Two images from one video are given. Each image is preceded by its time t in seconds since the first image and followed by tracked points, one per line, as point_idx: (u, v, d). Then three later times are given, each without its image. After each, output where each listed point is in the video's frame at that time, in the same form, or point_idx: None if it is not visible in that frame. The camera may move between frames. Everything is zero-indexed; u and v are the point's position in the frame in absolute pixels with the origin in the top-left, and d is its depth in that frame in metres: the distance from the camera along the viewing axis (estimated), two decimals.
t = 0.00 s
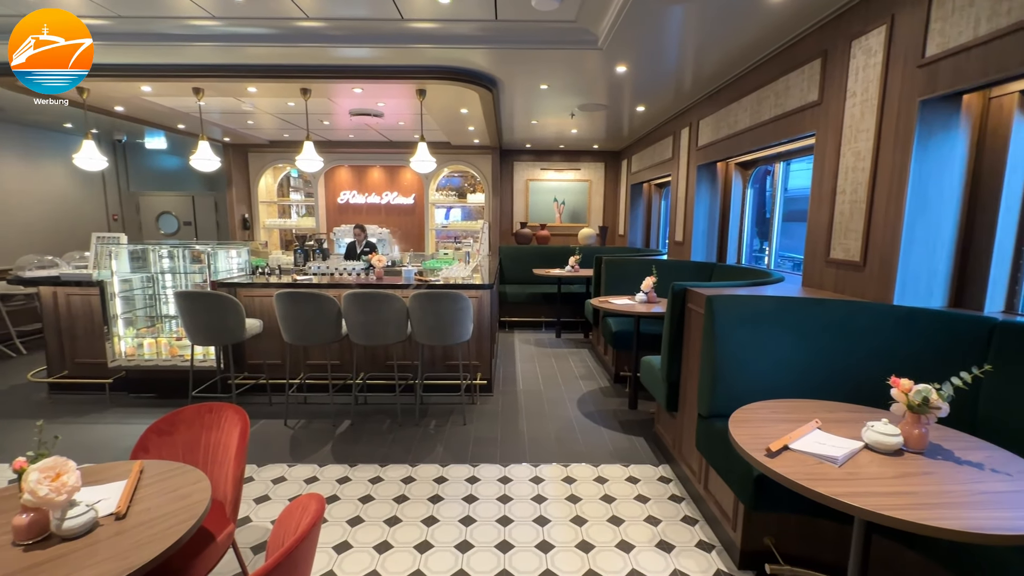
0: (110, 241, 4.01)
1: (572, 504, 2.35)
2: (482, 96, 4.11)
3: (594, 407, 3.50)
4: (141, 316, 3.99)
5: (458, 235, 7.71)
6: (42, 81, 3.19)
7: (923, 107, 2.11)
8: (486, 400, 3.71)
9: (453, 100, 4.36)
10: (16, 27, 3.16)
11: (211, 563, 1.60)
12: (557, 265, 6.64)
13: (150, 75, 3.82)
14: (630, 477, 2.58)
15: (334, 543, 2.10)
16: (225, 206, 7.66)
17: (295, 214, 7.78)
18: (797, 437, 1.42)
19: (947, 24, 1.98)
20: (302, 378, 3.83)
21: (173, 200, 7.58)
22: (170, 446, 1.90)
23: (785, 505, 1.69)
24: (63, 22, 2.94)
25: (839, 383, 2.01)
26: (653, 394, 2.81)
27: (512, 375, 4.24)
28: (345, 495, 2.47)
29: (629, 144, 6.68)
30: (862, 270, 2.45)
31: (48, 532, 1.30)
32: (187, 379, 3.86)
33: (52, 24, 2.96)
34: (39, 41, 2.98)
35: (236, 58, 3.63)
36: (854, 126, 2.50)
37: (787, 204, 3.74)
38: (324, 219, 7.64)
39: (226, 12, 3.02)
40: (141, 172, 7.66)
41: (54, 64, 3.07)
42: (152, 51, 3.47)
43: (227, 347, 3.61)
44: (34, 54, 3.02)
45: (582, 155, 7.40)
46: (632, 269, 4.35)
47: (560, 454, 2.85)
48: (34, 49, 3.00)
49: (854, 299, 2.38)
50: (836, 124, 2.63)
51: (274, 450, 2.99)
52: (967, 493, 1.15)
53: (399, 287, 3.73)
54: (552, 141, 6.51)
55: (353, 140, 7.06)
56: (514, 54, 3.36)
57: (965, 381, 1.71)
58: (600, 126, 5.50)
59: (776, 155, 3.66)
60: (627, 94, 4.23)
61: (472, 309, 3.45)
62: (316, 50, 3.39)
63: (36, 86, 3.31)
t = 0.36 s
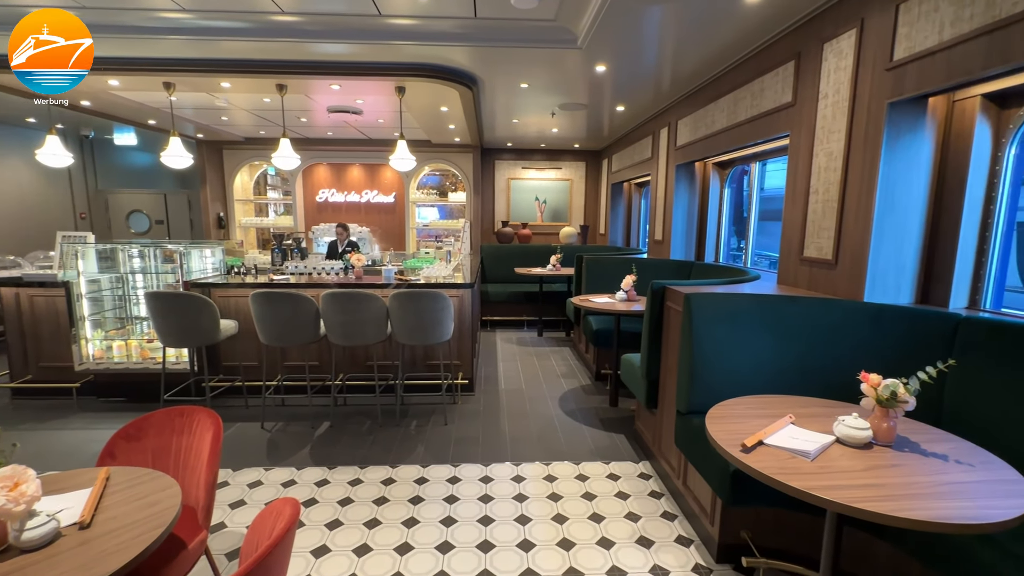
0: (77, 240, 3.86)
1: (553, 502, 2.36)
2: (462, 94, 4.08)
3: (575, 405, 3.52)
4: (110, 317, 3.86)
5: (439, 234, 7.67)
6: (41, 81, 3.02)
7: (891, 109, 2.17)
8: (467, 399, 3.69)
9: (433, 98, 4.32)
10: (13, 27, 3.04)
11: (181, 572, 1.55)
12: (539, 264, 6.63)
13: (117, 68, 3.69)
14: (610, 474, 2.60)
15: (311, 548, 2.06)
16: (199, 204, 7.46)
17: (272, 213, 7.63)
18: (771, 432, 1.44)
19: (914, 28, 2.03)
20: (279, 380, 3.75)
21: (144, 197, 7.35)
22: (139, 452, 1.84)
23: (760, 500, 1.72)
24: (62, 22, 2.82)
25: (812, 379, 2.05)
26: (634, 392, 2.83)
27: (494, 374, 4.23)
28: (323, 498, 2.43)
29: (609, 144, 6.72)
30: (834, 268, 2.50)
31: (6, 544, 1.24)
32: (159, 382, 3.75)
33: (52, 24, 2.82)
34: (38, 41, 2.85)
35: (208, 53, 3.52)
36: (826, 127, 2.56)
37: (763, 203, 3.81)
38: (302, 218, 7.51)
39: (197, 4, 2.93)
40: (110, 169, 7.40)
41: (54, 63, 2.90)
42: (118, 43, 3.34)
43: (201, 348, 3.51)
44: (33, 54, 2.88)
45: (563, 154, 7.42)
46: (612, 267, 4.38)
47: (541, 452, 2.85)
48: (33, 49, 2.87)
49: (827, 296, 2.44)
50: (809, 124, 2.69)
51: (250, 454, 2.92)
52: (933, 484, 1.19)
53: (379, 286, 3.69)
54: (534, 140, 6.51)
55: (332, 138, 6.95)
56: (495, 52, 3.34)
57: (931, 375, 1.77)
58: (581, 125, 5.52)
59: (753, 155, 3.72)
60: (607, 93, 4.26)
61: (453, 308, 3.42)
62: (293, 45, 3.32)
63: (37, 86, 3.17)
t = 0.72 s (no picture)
0: (42, 239, 3.71)
1: (535, 501, 2.35)
2: (443, 92, 4.04)
3: (557, 404, 3.52)
4: (78, 320, 3.72)
5: (421, 233, 7.62)
6: (42, 82, 2.85)
7: (862, 111, 2.23)
8: (449, 399, 3.67)
9: (414, 95, 4.28)
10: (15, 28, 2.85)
11: None
12: (522, 263, 6.63)
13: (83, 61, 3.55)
14: (592, 472, 2.61)
15: (289, 553, 2.02)
16: (172, 202, 7.26)
17: (249, 211, 7.48)
18: (747, 428, 1.46)
19: (884, 32, 2.09)
20: (256, 382, 3.67)
21: (115, 195, 7.12)
22: (106, 458, 1.77)
23: (738, 495, 1.74)
24: (64, 22, 2.70)
25: (787, 375, 2.10)
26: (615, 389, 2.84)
27: (476, 374, 4.21)
28: (301, 502, 2.38)
29: (591, 143, 6.75)
30: (808, 266, 2.56)
31: None
32: (130, 386, 3.63)
33: (53, 24, 2.70)
34: (40, 41, 2.72)
35: (179, 47, 3.42)
36: (800, 128, 2.61)
37: (741, 203, 3.87)
38: (281, 217, 7.39)
39: None
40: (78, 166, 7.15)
41: (54, 63, 2.76)
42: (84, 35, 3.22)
43: (174, 351, 3.41)
44: (34, 55, 2.75)
45: (545, 153, 7.43)
46: (594, 266, 4.41)
47: (523, 451, 2.85)
48: (34, 49, 2.73)
49: (802, 294, 2.49)
50: (783, 125, 2.74)
51: (226, 458, 2.85)
52: (903, 477, 1.22)
53: (359, 286, 3.64)
54: (516, 138, 6.50)
55: (310, 135, 6.83)
56: (475, 50, 3.32)
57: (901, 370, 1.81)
58: (562, 124, 5.54)
59: (730, 155, 3.77)
60: (588, 93, 4.28)
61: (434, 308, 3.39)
62: (269, 40, 3.24)
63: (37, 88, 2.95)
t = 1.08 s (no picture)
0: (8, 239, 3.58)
1: (518, 501, 2.35)
2: (424, 91, 4.02)
3: (541, 403, 3.53)
4: (46, 323, 3.59)
5: (403, 233, 7.56)
6: (41, 81, 2.99)
7: (835, 113, 2.28)
8: (432, 400, 3.65)
9: (395, 94, 4.24)
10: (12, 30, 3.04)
11: None
12: (505, 262, 6.63)
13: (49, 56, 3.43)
14: (574, 470, 2.62)
15: (268, 558, 1.98)
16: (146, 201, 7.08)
17: (227, 211, 7.34)
18: (725, 425, 1.48)
19: (855, 36, 2.14)
20: (233, 385, 3.60)
21: (85, 194, 6.90)
22: (74, 465, 1.71)
23: (717, 491, 1.77)
24: (64, 22, 2.83)
25: (764, 371, 2.13)
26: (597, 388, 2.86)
27: (459, 374, 4.20)
28: (281, 506, 2.34)
29: (574, 143, 6.78)
30: (785, 264, 2.61)
31: None
32: (101, 391, 3.52)
33: (53, 24, 2.82)
34: (40, 41, 2.85)
35: (152, 42, 3.33)
36: (776, 129, 2.66)
37: (721, 202, 3.93)
38: (260, 216, 7.24)
39: None
40: (46, 163, 6.91)
41: (54, 62, 2.89)
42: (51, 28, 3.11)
43: (148, 354, 3.32)
44: (34, 54, 2.89)
45: (528, 153, 7.44)
46: (576, 265, 4.43)
47: (506, 451, 2.85)
48: (34, 49, 2.87)
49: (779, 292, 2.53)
50: (760, 126, 2.79)
51: (202, 463, 2.79)
52: (874, 469, 1.25)
53: (339, 286, 3.59)
54: (498, 138, 6.50)
55: (290, 133, 6.72)
56: (457, 48, 3.31)
57: (873, 365, 1.86)
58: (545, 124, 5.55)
59: (710, 155, 3.83)
60: (570, 93, 4.29)
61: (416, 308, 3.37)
62: (245, 36, 3.18)
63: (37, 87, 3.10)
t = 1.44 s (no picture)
0: None
1: (502, 500, 2.36)
2: (406, 89, 3.99)
3: (524, 402, 3.53)
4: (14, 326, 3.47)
5: (386, 233, 7.50)
6: (42, 83, 2.87)
7: (810, 115, 2.33)
8: (415, 400, 3.63)
9: (376, 92, 4.20)
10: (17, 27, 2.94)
11: None
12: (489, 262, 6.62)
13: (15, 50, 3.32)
14: (558, 468, 2.63)
15: (247, 563, 1.95)
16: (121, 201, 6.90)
17: (206, 210, 7.22)
18: (702, 421, 1.51)
19: (828, 39, 2.19)
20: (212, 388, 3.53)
21: (56, 193, 6.69)
22: (43, 472, 1.66)
23: (696, 486, 1.79)
24: (63, 22, 2.72)
25: (742, 368, 2.17)
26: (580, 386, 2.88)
27: (443, 374, 4.18)
28: (260, 510, 2.31)
29: (557, 142, 6.80)
30: (762, 263, 2.66)
31: None
32: (73, 396, 3.42)
33: (53, 24, 2.71)
34: (41, 41, 2.73)
35: (124, 37, 3.24)
36: (753, 130, 2.71)
37: (702, 202, 3.98)
38: (239, 216, 7.11)
39: None
40: (14, 161, 6.68)
41: (54, 63, 2.78)
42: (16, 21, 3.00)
43: (122, 357, 3.23)
44: (34, 55, 2.77)
45: (511, 152, 7.44)
46: (560, 264, 4.45)
47: (490, 450, 2.85)
48: (34, 49, 2.76)
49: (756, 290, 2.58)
50: (738, 127, 2.83)
51: (179, 468, 2.73)
52: (845, 462, 1.28)
53: (320, 287, 3.55)
54: (482, 137, 6.48)
55: (270, 132, 6.62)
56: (439, 47, 3.29)
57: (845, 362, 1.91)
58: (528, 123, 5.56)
59: (690, 155, 3.88)
60: (553, 93, 4.31)
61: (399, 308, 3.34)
62: (222, 32, 3.11)
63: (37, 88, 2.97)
